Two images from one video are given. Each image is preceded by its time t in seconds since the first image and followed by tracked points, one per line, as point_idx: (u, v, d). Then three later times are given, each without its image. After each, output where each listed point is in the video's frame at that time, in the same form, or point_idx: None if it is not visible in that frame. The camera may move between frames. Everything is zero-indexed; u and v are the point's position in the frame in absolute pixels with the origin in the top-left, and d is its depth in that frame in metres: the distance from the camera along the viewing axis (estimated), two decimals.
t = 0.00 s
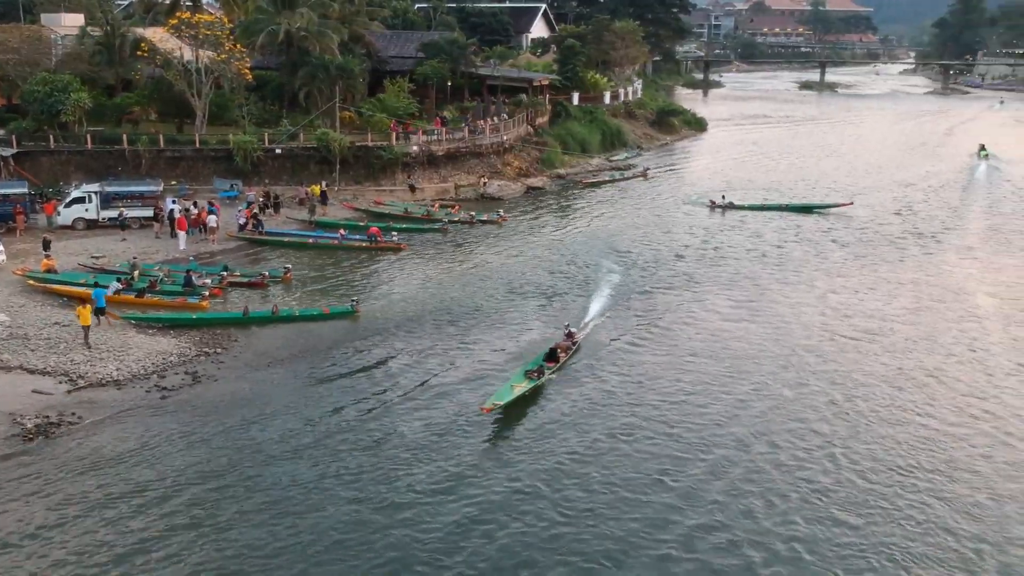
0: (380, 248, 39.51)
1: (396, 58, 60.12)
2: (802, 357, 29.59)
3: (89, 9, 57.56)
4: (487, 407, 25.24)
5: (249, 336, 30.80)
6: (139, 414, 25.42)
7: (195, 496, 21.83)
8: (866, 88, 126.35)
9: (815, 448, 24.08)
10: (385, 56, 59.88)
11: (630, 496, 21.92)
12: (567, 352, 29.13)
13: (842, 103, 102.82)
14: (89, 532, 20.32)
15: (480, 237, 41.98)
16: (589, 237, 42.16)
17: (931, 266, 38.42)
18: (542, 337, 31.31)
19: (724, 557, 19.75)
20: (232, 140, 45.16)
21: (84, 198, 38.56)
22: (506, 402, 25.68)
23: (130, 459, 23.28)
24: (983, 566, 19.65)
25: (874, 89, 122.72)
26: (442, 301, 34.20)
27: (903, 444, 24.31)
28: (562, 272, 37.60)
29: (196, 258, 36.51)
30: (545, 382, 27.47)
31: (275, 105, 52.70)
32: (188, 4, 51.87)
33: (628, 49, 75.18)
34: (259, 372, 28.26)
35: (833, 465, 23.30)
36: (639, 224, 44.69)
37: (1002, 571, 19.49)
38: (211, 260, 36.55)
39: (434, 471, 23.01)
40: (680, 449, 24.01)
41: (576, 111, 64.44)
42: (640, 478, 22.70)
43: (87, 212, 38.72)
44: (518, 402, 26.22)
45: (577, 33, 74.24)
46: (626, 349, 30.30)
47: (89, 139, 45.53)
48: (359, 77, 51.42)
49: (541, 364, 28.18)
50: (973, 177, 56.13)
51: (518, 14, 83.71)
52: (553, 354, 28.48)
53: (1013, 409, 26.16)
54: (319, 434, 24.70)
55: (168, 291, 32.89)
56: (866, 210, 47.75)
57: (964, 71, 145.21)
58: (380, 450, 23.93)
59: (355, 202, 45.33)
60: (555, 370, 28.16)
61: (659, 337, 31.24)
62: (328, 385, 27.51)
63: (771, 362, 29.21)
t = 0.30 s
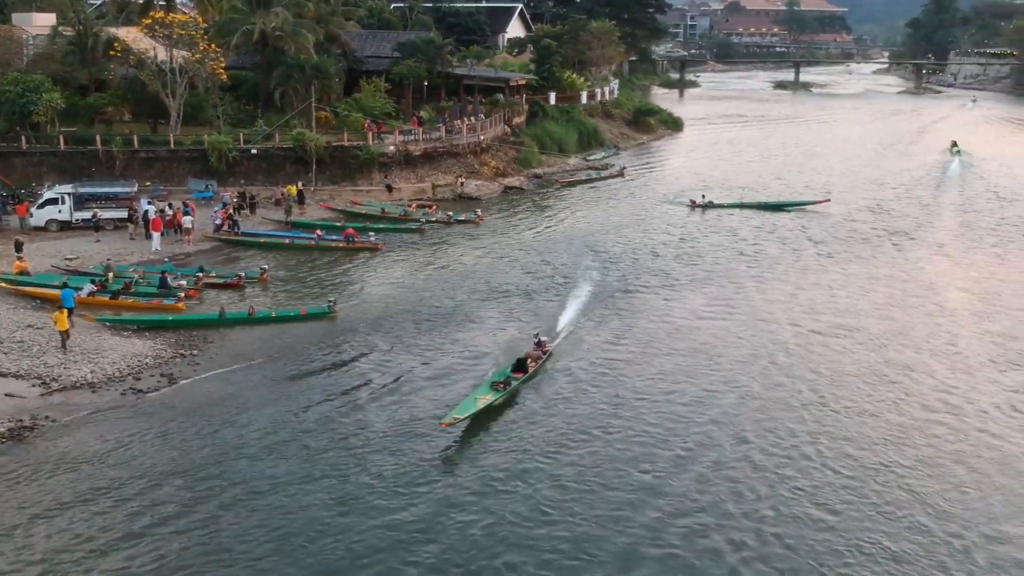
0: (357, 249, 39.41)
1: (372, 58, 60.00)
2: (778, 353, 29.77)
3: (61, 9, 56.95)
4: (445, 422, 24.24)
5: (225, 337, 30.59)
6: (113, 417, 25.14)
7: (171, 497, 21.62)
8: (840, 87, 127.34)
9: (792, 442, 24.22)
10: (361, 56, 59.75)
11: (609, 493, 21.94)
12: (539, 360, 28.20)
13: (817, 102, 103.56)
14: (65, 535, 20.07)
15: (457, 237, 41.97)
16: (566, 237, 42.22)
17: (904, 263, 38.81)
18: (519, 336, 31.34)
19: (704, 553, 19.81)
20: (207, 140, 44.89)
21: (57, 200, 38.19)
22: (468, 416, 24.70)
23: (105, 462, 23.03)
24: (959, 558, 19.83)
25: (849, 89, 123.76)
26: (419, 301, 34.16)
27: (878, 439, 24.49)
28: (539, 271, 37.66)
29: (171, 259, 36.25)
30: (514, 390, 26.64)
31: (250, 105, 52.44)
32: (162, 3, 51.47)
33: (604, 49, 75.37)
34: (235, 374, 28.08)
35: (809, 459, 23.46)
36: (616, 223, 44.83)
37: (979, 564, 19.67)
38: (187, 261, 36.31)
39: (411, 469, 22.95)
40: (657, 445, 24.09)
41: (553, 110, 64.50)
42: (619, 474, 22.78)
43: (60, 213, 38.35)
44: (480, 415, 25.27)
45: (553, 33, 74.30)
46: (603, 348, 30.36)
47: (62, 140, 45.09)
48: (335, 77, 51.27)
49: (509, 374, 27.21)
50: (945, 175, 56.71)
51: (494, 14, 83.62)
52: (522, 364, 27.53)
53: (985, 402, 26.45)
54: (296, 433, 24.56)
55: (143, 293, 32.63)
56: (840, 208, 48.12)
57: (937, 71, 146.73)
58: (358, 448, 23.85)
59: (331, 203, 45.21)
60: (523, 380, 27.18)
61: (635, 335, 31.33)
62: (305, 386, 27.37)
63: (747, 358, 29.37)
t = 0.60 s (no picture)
0: (334, 249, 39.24)
1: (348, 58, 59.84)
2: (754, 349, 29.93)
3: (34, 9, 56.39)
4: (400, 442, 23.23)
5: (201, 339, 30.37)
6: (88, 419, 24.86)
7: (146, 499, 21.39)
8: (815, 87, 128.31)
9: (769, 436, 24.34)
10: (337, 56, 59.58)
11: (590, 489, 21.94)
12: (507, 370, 27.37)
13: (793, 102, 104.27)
14: (38, 539, 19.81)
15: (435, 237, 41.91)
16: (544, 236, 42.25)
17: (878, 259, 39.14)
18: (497, 334, 31.31)
19: (686, 546, 19.85)
20: (183, 141, 44.59)
21: (30, 201, 37.78)
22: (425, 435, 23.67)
23: (79, 464, 22.76)
24: (935, 547, 19.99)
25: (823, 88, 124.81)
26: (396, 302, 34.07)
27: (854, 431, 24.65)
28: (517, 271, 37.67)
29: (147, 261, 35.97)
30: (480, 403, 25.77)
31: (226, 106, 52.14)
32: (136, 3, 51.08)
33: (581, 49, 75.54)
34: (213, 375, 27.84)
35: (787, 452, 23.58)
36: (594, 222, 44.92)
37: (958, 552, 19.85)
38: (162, 263, 36.04)
39: (388, 467, 22.86)
40: (635, 440, 24.13)
41: (530, 110, 64.54)
42: (598, 469, 22.80)
43: (33, 215, 37.95)
44: (441, 432, 24.28)
45: (530, 32, 74.34)
46: (581, 345, 30.40)
47: (35, 141, 44.63)
48: (312, 77, 51.08)
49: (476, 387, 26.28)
50: (918, 173, 57.28)
51: (471, 14, 83.57)
52: (490, 376, 26.61)
53: (960, 395, 26.71)
54: (273, 433, 24.40)
55: (118, 295, 32.34)
56: (815, 206, 48.47)
57: (912, 71, 148.15)
58: (336, 447, 23.73)
59: (308, 203, 45.02)
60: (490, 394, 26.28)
61: (613, 333, 31.40)
62: (282, 386, 27.22)
63: (724, 354, 29.50)
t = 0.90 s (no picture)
0: (310, 250, 39.05)
1: (324, 59, 59.71)
2: (730, 345, 30.06)
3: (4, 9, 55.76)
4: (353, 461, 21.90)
5: (177, 341, 30.13)
6: (61, 422, 24.57)
7: (121, 502, 21.19)
8: (791, 86, 129.07)
9: (745, 431, 24.46)
10: (313, 56, 59.41)
11: (570, 485, 21.98)
12: (473, 384, 26.30)
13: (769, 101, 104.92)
14: (10, 544, 19.56)
15: (412, 237, 41.85)
16: (522, 236, 42.26)
17: (853, 256, 39.46)
18: (475, 333, 31.29)
19: (666, 541, 19.93)
20: (158, 141, 44.29)
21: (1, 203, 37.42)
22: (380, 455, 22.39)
23: (52, 468, 22.48)
24: (911, 539, 20.19)
25: (798, 88, 125.60)
26: (372, 302, 33.98)
27: (830, 425, 24.84)
28: (493, 270, 37.67)
29: (121, 263, 35.69)
30: (443, 420, 24.62)
31: (201, 106, 51.83)
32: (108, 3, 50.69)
33: (558, 49, 75.67)
34: (189, 376, 27.61)
35: (764, 447, 23.71)
36: (571, 222, 45.01)
37: (936, 543, 20.06)
38: (138, 265, 35.76)
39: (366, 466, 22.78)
40: (612, 437, 24.18)
41: (507, 110, 64.55)
42: (575, 466, 22.83)
43: (4, 217, 37.60)
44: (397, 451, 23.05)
45: (507, 32, 74.37)
46: (557, 344, 30.44)
47: (7, 142, 44.17)
48: (287, 77, 50.88)
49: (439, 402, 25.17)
50: (891, 171, 57.81)
51: (448, 14, 83.49)
52: (457, 391, 25.57)
53: (934, 388, 26.99)
54: (249, 435, 24.25)
55: (92, 297, 32.03)
56: (791, 204, 48.79)
57: (886, 70, 149.45)
58: (313, 447, 23.62)
59: (284, 204, 44.83)
60: (454, 410, 25.17)
61: (589, 331, 31.46)
62: (258, 387, 27.05)
63: (700, 351, 29.63)
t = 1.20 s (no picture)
0: (287, 251, 38.88)
1: (301, 58, 59.54)
2: (708, 343, 30.19)
3: None
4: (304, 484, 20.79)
5: (153, 343, 29.90)
6: (35, 426, 24.28)
7: (98, 505, 20.99)
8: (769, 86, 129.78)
9: (723, 427, 24.59)
10: (290, 56, 59.22)
11: (550, 482, 22.02)
12: (439, 398, 25.22)
13: (747, 101, 105.52)
14: None
15: (391, 238, 41.78)
16: (501, 236, 42.22)
17: (829, 254, 39.75)
18: (453, 333, 31.27)
19: (646, 536, 20.03)
20: (133, 142, 43.97)
21: None
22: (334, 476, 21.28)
23: (26, 473, 22.20)
24: (887, 532, 20.40)
25: (775, 88, 126.40)
26: (350, 303, 33.88)
27: (807, 421, 25.03)
28: (472, 271, 37.63)
29: (97, 265, 35.43)
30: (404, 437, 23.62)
31: (177, 107, 51.51)
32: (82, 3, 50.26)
33: (536, 49, 75.75)
34: (166, 379, 27.41)
35: (742, 442, 23.85)
36: (549, 221, 45.08)
37: (913, 535, 20.28)
38: (114, 267, 35.48)
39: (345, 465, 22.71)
40: (591, 435, 24.23)
41: (486, 110, 64.52)
42: (554, 463, 22.87)
43: None
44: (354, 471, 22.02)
45: (485, 32, 74.37)
46: (536, 343, 30.47)
47: None
48: (264, 77, 50.67)
49: (404, 418, 24.07)
50: (867, 170, 58.28)
51: (426, 14, 83.36)
52: (421, 406, 24.49)
53: (909, 383, 27.27)
54: (227, 436, 24.11)
55: (67, 300, 31.71)
56: (768, 203, 49.11)
57: (862, 70, 150.66)
58: (291, 448, 23.52)
59: (261, 205, 44.62)
60: (416, 427, 24.11)
61: (568, 330, 31.51)
62: (235, 388, 26.91)
63: (678, 349, 29.75)
